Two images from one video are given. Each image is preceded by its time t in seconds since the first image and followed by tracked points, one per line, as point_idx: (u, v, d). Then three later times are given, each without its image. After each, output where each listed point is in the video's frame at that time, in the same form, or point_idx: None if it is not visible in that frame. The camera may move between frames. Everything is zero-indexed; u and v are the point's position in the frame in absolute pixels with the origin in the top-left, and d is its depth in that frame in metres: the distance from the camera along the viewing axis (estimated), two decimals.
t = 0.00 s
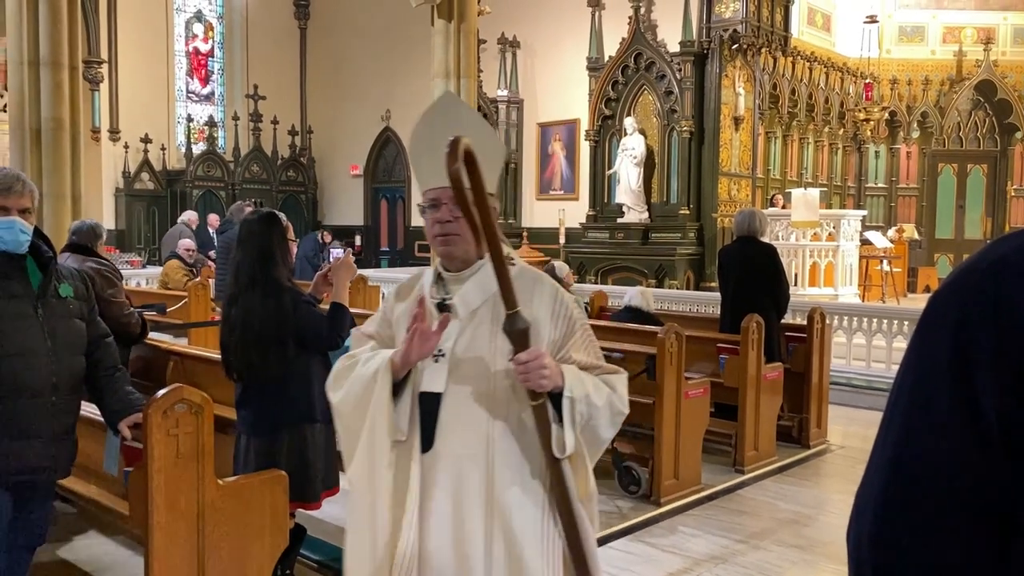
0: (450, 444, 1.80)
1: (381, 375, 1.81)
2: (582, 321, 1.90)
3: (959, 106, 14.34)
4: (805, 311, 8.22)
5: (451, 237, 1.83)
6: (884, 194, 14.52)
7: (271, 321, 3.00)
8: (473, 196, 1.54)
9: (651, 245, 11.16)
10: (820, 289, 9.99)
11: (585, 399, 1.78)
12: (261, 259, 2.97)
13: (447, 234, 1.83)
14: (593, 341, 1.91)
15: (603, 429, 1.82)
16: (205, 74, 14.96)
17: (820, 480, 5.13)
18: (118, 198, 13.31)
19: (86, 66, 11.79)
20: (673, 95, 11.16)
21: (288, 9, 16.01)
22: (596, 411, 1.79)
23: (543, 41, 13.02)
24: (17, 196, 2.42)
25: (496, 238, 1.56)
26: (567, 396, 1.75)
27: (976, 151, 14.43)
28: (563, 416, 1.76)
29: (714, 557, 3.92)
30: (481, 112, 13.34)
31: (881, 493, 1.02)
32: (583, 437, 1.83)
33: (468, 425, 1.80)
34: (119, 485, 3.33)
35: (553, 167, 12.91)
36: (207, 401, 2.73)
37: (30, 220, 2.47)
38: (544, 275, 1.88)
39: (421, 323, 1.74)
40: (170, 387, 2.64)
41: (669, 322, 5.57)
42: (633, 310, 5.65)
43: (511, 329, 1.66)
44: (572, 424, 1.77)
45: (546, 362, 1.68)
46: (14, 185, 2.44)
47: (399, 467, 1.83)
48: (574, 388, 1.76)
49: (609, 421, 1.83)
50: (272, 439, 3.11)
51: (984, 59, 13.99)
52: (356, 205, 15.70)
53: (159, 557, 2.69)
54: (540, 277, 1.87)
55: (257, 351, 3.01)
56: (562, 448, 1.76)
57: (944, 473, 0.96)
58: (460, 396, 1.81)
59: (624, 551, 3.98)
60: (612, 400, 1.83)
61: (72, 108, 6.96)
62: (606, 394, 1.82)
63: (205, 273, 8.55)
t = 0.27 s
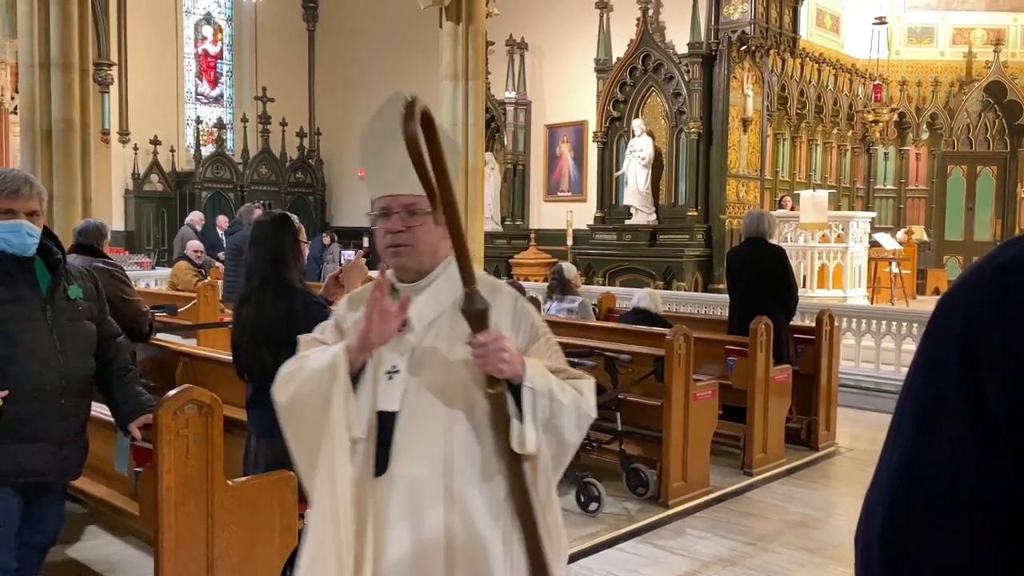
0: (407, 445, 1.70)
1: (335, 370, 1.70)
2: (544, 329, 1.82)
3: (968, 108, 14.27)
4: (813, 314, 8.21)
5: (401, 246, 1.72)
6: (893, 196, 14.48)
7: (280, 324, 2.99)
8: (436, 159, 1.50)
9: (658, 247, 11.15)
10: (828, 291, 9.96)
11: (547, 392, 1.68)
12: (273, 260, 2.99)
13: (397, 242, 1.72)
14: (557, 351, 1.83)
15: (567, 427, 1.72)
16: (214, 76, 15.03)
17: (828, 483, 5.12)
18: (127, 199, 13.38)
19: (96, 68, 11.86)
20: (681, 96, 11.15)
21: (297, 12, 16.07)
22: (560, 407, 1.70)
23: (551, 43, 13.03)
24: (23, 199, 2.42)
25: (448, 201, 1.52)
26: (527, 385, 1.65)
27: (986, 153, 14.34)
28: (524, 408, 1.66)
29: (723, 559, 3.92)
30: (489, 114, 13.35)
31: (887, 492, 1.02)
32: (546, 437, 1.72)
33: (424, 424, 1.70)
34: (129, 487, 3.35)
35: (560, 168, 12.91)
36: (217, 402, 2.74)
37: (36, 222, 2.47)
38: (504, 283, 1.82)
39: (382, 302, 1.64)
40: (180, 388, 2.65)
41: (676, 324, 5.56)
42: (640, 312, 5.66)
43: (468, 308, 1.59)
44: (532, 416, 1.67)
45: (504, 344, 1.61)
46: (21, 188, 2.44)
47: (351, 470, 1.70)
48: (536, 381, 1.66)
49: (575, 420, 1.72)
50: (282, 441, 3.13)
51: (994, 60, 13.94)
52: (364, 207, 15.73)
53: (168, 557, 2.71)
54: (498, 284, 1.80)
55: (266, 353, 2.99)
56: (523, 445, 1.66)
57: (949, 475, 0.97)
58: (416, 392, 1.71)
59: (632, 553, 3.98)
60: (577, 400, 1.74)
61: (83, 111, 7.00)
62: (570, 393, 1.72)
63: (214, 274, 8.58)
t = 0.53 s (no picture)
0: (336, 435, 1.63)
1: (275, 362, 1.64)
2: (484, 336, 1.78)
3: (980, 112, 14.20)
4: (824, 317, 8.19)
5: (325, 242, 1.71)
6: (904, 200, 14.44)
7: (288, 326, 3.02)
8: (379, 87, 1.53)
9: (668, 251, 11.14)
10: (839, 295, 9.93)
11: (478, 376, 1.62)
12: (286, 261, 3.04)
13: (320, 238, 1.71)
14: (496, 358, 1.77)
15: (499, 417, 1.64)
16: (225, 80, 15.09)
17: (839, 487, 5.11)
18: (139, 203, 13.45)
19: (109, 72, 11.93)
20: (691, 100, 11.14)
21: (308, 17, 16.13)
22: (489, 393, 1.63)
23: (561, 47, 13.04)
24: (33, 205, 2.43)
25: (398, 116, 1.52)
26: (453, 361, 1.60)
27: (998, 156, 14.26)
28: (448, 386, 1.60)
29: (733, 563, 3.91)
30: (498, 118, 13.35)
31: (893, 489, 1.03)
32: (475, 429, 1.64)
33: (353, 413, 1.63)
34: (141, 490, 3.37)
35: (570, 172, 12.91)
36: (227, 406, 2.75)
37: (49, 228, 2.49)
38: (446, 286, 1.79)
39: (343, 297, 1.55)
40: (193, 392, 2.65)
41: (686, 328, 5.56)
42: (650, 316, 5.65)
43: (401, 260, 1.53)
44: (457, 397, 1.60)
45: (431, 304, 1.53)
46: (31, 195, 2.44)
47: (275, 461, 1.62)
48: (463, 357, 1.61)
49: (508, 414, 1.65)
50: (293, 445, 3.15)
51: (1006, 63, 13.88)
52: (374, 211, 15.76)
53: (179, 559, 2.74)
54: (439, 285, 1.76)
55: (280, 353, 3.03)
56: (441, 420, 1.58)
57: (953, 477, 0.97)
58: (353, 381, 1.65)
59: (641, 557, 3.97)
60: (512, 394, 1.67)
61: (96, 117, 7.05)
62: (503, 384, 1.66)
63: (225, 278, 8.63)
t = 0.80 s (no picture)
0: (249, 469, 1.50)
1: (170, 379, 1.55)
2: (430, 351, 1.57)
3: (994, 113, 14.10)
4: (836, 320, 8.16)
5: (256, 248, 1.51)
6: (916, 202, 14.42)
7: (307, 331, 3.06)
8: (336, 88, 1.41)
9: (679, 253, 11.13)
10: (850, 297, 9.90)
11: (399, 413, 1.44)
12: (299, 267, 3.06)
13: (249, 244, 1.51)
14: (442, 377, 1.57)
15: (422, 458, 1.47)
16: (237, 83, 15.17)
17: (851, 491, 5.08)
18: (151, 206, 13.53)
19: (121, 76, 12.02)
20: (701, 102, 11.12)
21: (319, 20, 16.19)
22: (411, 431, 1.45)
23: (571, 49, 13.05)
24: (46, 209, 2.44)
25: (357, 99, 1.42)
26: (370, 398, 1.41)
27: (1012, 158, 14.18)
28: (362, 424, 1.41)
29: (744, 567, 3.90)
30: (508, 121, 13.37)
31: (890, 471, 1.11)
32: (399, 470, 1.48)
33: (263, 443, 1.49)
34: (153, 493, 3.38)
35: (580, 174, 12.91)
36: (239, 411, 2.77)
37: (59, 232, 2.48)
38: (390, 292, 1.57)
39: (231, 307, 1.49)
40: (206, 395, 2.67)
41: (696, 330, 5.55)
42: (660, 318, 5.65)
43: (331, 281, 1.38)
44: (372, 435, 1.42)
45: (347, 328, 1.35)
46: (44, 200, 2.45)
47: (183, 490, 1.51)
48: (383, 394, 1.42)
49: (433, 453, 1.47)
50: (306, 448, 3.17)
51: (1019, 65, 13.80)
52: (385, 213, 15.79)
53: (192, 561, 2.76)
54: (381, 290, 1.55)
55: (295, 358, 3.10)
56: (351, 466, 1.41)
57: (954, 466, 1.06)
58: (266, 408, 1.50)
59: (653, 561, 3.97)
60: (441, 430, 1.48)
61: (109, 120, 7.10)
62: (431, 419, 1.48)
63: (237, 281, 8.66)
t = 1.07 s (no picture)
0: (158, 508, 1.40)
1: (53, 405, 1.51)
2: (369, 381, 1.40)
3: (1008, 114, 13.99)
4: (848, 323, 8.13)
5: (184, 261, 1.42)
6: (929, 204, 14.39)
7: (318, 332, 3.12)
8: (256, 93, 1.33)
9: (690, 256, 11.11)
10: (863, 300, 9.86)
11: (313, 457, 1.27)
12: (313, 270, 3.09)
13: (177, 257, 1.42)
14: (381, 411, 1.39)
15: (341, 508, 1.28)
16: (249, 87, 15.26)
17: (864, 495, 5.06)
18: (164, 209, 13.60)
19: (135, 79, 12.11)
20: (713, 104, 11.11)
21: (330, 23, 16.25)
22: (328, 479, 1.27)
23: (582, 52, 13.05)
24: (66, 214, 2.45)
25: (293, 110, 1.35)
26: (278, 444, 1.25)
27: None
28: (270, 471, 1.25)
29: (757, 571, 3.88)
30: (520, 123, 13.38)
31: (903, 457, 1.23)
32: (318, 521, 1.30)
33: (175, 475, 1.41)
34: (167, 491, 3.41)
35: (591, 177, 12.90)
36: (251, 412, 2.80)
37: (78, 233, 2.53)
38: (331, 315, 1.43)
39: (108, 318, 1.47)
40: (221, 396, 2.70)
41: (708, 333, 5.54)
42: (672, 320, 5.65)
43: (244, 308, 1.30)
44: (286, 484, 1.26)
45: (255, 359, 1.20)
46: (64, 204, 2.46)
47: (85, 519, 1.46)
48: (294, 437, 1.26)
49: (355, 502, 1.29)
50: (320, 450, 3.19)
51: None
52: (396, 215, 15.82)
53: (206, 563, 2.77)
54: (318, 311, 1.41)
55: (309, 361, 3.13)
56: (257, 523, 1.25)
57: (954, 463, 1.18)
58: (185, 439, 1.43)
59: (665, 564, 3.96)
60: (365, 476, 1.30)
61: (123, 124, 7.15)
62: (354, 462, 1.30)
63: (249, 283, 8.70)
